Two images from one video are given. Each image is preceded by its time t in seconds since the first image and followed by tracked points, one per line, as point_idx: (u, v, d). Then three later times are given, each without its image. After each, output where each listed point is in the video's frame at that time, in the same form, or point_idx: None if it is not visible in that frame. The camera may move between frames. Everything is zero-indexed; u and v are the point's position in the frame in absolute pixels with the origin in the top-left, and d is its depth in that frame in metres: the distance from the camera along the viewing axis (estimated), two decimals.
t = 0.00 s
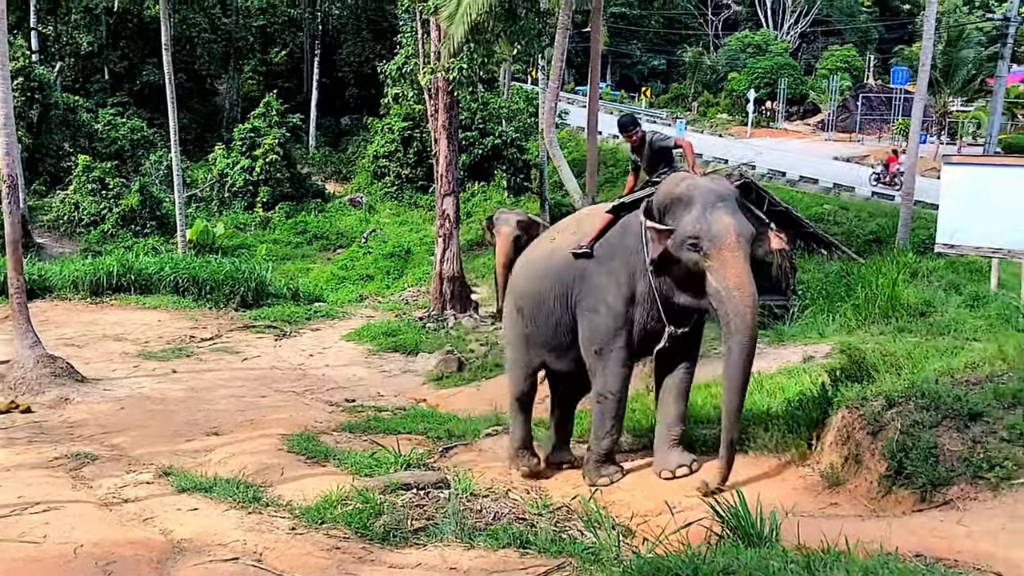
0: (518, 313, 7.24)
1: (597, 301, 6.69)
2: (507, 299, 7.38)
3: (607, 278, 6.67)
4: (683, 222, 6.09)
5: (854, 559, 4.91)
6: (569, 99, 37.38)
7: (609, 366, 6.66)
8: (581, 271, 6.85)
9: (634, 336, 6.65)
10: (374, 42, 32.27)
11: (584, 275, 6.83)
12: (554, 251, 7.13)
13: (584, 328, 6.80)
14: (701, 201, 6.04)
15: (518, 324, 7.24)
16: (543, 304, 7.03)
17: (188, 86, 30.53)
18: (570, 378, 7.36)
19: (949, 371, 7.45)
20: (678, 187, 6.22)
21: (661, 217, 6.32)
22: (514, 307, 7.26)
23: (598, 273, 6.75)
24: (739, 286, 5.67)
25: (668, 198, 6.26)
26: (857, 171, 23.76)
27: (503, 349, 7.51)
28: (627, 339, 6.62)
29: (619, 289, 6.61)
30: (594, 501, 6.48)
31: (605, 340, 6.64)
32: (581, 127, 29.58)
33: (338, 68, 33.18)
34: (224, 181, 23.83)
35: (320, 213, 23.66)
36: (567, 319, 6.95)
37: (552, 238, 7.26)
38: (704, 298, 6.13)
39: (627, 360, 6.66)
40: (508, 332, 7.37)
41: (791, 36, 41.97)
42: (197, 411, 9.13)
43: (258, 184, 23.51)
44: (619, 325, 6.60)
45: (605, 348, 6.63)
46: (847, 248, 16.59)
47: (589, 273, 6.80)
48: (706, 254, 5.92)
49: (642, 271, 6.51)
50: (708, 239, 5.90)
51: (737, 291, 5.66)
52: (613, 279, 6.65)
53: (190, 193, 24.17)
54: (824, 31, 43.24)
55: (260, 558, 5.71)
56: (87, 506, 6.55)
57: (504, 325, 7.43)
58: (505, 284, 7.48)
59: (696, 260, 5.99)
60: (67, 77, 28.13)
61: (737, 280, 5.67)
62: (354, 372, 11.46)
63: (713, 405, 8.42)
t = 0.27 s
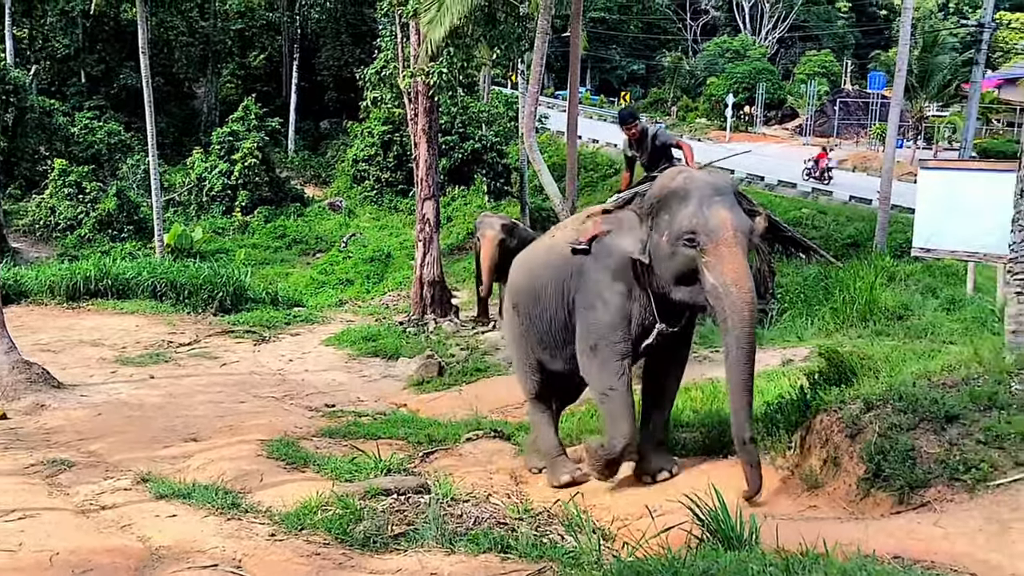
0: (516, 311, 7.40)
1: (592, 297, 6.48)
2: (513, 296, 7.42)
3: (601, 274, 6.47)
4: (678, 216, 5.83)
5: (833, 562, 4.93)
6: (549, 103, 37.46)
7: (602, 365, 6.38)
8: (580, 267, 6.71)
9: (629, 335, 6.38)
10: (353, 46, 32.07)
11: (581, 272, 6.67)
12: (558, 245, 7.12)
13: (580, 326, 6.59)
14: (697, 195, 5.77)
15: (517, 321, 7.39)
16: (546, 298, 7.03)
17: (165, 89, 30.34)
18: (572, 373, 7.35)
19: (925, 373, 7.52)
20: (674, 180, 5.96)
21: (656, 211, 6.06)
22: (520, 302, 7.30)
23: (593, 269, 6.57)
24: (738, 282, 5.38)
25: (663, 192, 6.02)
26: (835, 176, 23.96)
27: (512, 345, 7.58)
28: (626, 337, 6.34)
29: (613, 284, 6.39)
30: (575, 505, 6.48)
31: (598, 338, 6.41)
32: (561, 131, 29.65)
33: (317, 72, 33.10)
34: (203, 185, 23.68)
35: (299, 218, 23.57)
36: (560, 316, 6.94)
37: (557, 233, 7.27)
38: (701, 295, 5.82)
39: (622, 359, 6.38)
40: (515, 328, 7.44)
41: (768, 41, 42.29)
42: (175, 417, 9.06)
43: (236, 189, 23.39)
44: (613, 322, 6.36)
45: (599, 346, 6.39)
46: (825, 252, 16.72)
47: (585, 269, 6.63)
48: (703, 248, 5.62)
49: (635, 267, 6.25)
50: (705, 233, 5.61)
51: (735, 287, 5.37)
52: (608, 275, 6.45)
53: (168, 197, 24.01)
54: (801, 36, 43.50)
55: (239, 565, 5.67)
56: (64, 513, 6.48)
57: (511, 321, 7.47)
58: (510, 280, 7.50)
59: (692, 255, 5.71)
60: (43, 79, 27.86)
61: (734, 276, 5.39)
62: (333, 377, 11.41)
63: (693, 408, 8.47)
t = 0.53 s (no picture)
0: (504, 315, 7.33)
1: (594, 304, 6.51)
2: (502, 300, 7.33)
3: (604, 280, 6.49)
4: (674, 225, 5.80)
5: (807, 565, 4.95)
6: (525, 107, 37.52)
7: (605, 372, 6.38)
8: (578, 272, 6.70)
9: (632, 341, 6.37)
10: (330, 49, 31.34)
11: (580, 277, 6.68)
12: (549, 249, 7.04)
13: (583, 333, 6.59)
14: (692, 203, 5.75)
15: (505, 323, 7.33)
16: (538, 304, 6.95)
17: (139, 92, 30.10)
18: (556, 379, 7.21)
19: (899, 376, 7.59)
20: (668, 189, 5.93)
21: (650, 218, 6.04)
22: (511, 307, 7.22)
23: (594, 275, 6.58)
24: (733, 293, 5.37)
25: (657, 199, 5.99)
26: (810, 180, 24.17)
27: (501, 349, 7.49)
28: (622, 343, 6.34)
29: (615, 293, 6.40)
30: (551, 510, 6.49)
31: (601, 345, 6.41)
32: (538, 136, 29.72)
33: (293, 76, 32.98)
34: (177, 189, 23.50)
35: (274, 222, 23.46)
36: (553, 321, 6.90)
37: (547, 235, 7.18)
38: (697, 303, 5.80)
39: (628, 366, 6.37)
40: (506, 333, 7.36)
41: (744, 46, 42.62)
42: (149, 424, 8.97)
43: (210, 193, 23.24)
44: (615, 329, 6.36)
45: (603, 353, 6.39)
46: (800, 256, 16.85)
47: (586, 275, 6.64)
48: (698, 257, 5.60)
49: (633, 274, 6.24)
50: (701, 242, 5.58)
51: (732, 298, 5.36)
52: (608, 282, 6.46)
53: (142, 201, 23.82)
54: (776, 41, 43.75)
55: (215, 572, 5.61)
56: (35, 522, 6.39)
57: (502, 325, 7.39)
58: (499, 284, 7.41)
59: (689, 264, 5.69)
60: (14, 82, 27.53)
61: (732, 289, 5.38)
62: (310, 382, 11.35)
63: (671, 412, 8.51)
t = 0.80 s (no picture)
0: (486, 324, 7.05)
1: (583, 313, 6.26)
2: (482, 309, 7.05)
3: (592, 289, 6.26)
4: (669, 233, 5.68)
5: (780, 569, 4.96)
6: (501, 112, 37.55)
7: (600, 385, 6.13)
8: (564, 280, 6.46)
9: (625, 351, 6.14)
10: (302, 53, 31.44)
11: (567, 284, 6.43)
12: (532, 255, 6.78)
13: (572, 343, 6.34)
14: (687, 211, 5.65)
15: (485, 334, 7.09)
16: (522, 313, 6.69)
17: (111, 97, 29.84)
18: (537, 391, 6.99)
19: (870, 380, 7.66)
20: (662, 198, 5.82)
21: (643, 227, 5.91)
22: (492, 317, 6.95)
23: (581, 283, 6.34)
24: (734, 304, 5.32)
25: (651, 207, 5.86)
26: (784, 186, 24.36)
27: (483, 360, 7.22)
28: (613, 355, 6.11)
29: (604, 301, 6.18)
30: (526, 516, 6.47)
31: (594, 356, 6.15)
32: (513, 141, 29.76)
33: (266, 81, 32.83)
34: (148, 195, 23.29)
35: (247, 227, 23.32)
36: (538, 330, 6.63)
37: (529, 242, 6.94)
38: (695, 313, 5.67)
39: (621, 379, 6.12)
40: (488, 343, 7.10)
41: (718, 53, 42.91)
42: (119, 431, 8.87)
43: (183, 198, 23.07)
44: (607, 339, 6.13)
45: (597, 365, 6.13)
46: (773, 261, 16.97)
47: (573, 282, 6.39)
48: (695, 267, 5.51)
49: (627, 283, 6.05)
50: (697, 251, 5.49)
51: (733, 309, 5.30)
52: (598, 291, 6.23)
53: (113, 207, 23.59)
54: (749, 48, 44.05)
55: None
56: (2, 531, 6.29)
57: (483, 336, 7.12)
58: (478, 292, 7.12)
59: (686, 274, 5.58)
60: None
61: (733, 299, 5.32)
62: (283, 389, 11.27)
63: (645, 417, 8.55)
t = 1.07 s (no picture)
0: (470, 329, 6.99)
1: (567, 316, 6.19)
2: (467, 313, 6.99)
3: (578, 290, 6.20)
4: (659, 229, 5.61)
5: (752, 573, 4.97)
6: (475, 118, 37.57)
7: (588, 389, 6.10)
8: (550, 282, 6.39)
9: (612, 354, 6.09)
10: (274, 58, 31.37)
11: (552, 286, 6.37)
12: (517, 258, 6.71)
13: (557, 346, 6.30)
14: (678, 205, 5.57)
15: (469, 339, 7.03)
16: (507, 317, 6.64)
17: (81, 101, 29.53)
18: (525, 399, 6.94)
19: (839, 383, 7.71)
20: (652, 192, 5.73)
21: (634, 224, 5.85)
22: (476, 322, 6.89)
23: (566, 284, 6.28)
24: (728, 301, 5.19)
25: (640, 203, 5.79)
26: (755, 192, 24.58)
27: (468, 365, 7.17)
28: (602, 359, 6.07)
29: (591, 303, 6.12)
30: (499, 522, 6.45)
31: (581, 359, 6.11)
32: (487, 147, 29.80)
33: (238, 85, 32.65)
34: (118, 200, 23.06)
35: (218, 232, 23.18)
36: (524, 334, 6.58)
37: (513, 245, 6.87)
38: (687, 310, 5.59)
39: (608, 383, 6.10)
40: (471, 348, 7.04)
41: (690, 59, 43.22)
42: (86, 439, 8.75)
43: (153, 204, 22.86)
44: (594, 342, 6.08)
45: (584, 368, 6.09)
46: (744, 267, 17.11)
47: (558, 284, 6.33)
48: (689, 262, 5.42)
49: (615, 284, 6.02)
50: (691, 246, 5.41)
51: (727, 303, 5.19)
52: (584, 292, 6.17)
53: (82, 212, 23.33)
54: (721, 55, 44.29)
55: None
56: None
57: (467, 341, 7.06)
58: (462, 296, 7.07)
59: (679, 269, 5.49)
60: None
61: (728, 293, 5.19)
62: (254, 396, 11.18)
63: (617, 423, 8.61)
